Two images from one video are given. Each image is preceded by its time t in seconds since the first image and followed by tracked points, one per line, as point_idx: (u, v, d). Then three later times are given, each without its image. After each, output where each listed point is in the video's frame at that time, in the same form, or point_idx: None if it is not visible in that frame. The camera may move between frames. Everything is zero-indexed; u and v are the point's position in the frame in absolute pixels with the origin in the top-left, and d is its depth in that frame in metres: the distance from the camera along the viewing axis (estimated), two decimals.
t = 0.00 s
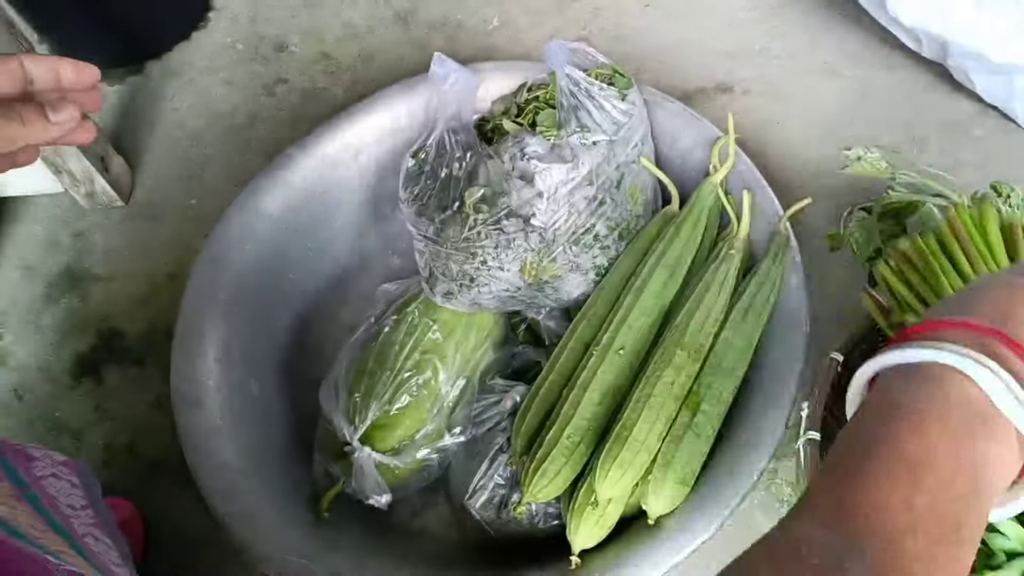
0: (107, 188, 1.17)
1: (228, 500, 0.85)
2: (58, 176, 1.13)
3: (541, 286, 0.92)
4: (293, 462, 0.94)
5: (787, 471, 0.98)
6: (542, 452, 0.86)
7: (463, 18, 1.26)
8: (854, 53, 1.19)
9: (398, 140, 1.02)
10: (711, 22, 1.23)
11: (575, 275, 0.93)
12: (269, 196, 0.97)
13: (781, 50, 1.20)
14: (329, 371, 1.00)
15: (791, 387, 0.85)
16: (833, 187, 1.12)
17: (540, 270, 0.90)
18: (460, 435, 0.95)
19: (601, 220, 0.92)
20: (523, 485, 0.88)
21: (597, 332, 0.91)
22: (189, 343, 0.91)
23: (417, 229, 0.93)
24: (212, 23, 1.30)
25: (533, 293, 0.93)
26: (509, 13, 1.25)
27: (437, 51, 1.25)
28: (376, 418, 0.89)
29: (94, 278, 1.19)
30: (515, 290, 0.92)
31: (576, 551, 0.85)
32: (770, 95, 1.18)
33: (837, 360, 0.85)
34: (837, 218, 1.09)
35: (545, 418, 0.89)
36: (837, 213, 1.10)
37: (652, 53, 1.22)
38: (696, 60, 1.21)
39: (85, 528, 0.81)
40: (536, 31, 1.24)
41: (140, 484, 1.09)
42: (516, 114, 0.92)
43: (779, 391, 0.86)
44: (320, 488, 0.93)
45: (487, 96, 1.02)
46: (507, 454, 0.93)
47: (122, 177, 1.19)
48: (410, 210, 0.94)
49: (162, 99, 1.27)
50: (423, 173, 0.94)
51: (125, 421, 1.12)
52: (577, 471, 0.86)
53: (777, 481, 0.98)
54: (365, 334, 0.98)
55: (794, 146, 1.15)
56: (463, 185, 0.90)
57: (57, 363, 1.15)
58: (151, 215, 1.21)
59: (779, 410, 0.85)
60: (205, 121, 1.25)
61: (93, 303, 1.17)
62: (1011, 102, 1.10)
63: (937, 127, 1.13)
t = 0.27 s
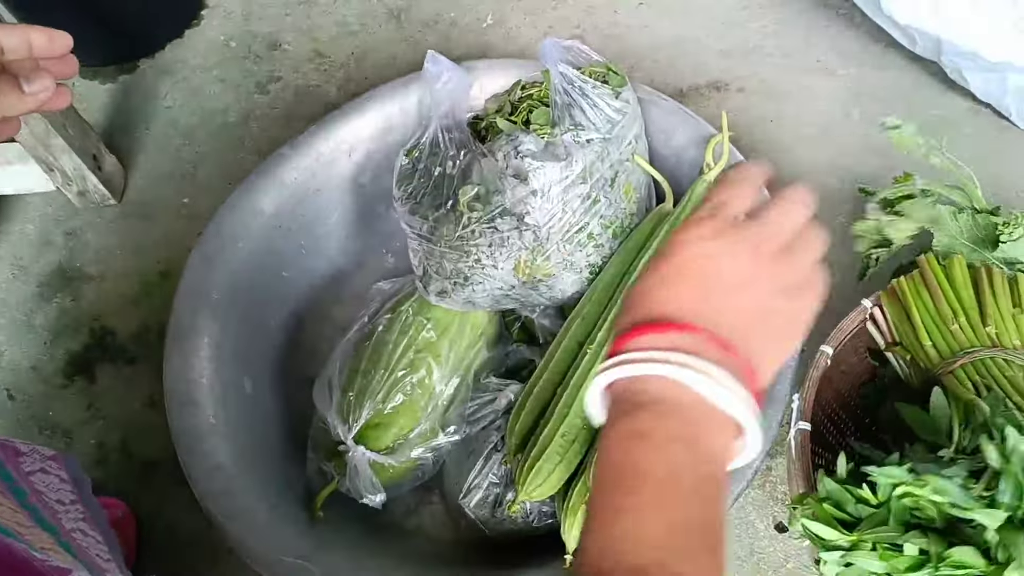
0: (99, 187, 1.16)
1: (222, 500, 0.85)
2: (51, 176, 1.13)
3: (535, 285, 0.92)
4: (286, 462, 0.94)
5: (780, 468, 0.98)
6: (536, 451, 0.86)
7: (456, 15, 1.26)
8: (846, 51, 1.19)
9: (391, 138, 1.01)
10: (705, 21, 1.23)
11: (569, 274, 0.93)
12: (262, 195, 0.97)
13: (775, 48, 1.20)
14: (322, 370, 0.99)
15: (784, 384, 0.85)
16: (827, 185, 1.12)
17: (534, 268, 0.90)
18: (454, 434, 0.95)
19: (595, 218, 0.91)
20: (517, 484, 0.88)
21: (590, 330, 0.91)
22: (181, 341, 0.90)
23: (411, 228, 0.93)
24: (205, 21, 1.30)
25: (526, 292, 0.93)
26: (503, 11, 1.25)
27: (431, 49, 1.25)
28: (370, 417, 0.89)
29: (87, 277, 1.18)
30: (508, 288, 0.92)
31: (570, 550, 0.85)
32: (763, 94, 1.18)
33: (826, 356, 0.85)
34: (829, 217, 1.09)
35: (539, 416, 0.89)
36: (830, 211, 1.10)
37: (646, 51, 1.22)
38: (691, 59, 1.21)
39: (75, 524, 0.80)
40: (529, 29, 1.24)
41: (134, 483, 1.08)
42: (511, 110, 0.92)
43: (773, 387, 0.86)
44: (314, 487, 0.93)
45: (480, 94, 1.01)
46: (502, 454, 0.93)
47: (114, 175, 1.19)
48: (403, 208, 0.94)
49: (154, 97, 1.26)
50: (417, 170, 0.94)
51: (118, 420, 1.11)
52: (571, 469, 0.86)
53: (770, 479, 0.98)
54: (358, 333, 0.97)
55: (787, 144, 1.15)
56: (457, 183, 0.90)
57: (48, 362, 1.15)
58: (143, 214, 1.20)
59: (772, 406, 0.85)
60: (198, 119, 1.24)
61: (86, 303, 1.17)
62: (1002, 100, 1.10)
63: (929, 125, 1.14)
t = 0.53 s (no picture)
0: (94, 187, 1.16)
1: (218, 502, 0.84)
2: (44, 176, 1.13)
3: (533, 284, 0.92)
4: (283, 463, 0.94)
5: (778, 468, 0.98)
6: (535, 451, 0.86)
7: (453, 15, 1.26)
8: (844, 50, 1.19)
9: (388, 137, 1.01)
10: (703, 20, 1.23)
11: (567, 273, 0.93)
12: (259, 196, 0.96)
13: (773, 47, 1.20)
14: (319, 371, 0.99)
15: (784, 384, 0.85)
16: (824, 185, 1.12)
17: (532, 267, 0.90)
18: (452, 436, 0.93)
19: (593, 217, 0.91)
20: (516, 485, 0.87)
21: (588, 330, 0.90)
22: (177, 341, 0.90)
23: (409, 227, 0.93)
24: (201, 21, 1.30)
25: (524, 291, 0.93)
26: (501, 11, 1.25)
27: (428, 49, 1.24)
28: (368, 417, 0.88)
29: (82, 278, 1.18)
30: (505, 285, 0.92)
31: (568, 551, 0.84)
32: (761, 93, 1.17)
33: (828, 365, 0.85)
34: (827, 216, 1.09)
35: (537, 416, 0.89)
36: (828, 211, 1.10)
37: (643, 51, 1.21)
38: (688, 58, 1.21)
39: (56, 532, 0.80)
40: (527, 28, 1.24)
41: (129, 484, 1.08)
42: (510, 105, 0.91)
43: (772, 387, 0.85)
44: (311, 489, 0.93)
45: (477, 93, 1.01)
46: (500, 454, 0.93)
47: (109, 175, 1.19)
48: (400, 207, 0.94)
49: (150, 97, 1.26)
50: (415, 170, 0.94)
51: (112, 421, 1.11)
52: (569, 470, 0.86)
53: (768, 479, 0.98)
54: (356, 333, 0.97)
55: (784, 143, 1.14)
56: (454, 183, 0.89)
57: (43, 363, 1.14)
58: (139, 214, 1.20)
59: (771, 407, 0.85)
60: (194, 119, 1.24)
61: (81, 303, 1.16)
62: (1000, 100, 1.10)
63: (926, 124, 1.13)
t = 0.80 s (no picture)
0: (80, 176, 1.14)
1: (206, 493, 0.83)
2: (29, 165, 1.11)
3: (525, 272, 0.92)
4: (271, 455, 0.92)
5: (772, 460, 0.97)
6: (526, 442, 0.84)
7: (445, 4, 1.24)
8: (839, 40, 1.18)
9: (378, 126, 1.00)
10: (697, 10, 1.22)
11: (560, 264, 0.92)
12: (248, 186, 0.95)
13: (768, 38, 1.19)
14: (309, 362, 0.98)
15: (779, 374, 0.84)
16: (819, 176, 1.11)
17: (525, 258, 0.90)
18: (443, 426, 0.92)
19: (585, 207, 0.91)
20: (507, 476, 0.86)
21: (580, 320, 0.89)
22: (165, 330, 0.88)
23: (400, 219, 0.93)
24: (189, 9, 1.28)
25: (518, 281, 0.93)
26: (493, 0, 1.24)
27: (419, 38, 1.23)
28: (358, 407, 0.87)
29: (67, 268, 1.16)
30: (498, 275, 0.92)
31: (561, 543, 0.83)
32: (756, 83, 1.16)
33: (823, 351, 0.84)
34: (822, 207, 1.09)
35: (529, 407, 0.87)
36: (822, 202, 1.10)
37: (637, 41, 1.20)
38: (682, 49, 1.19)
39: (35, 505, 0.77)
40: (520, 18, 1.23)
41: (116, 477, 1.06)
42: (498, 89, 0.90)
43: (767, 377, 0.84)
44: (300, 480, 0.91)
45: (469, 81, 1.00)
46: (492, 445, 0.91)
47: (96, 165, 1.17)
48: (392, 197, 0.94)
49: (138, 86, 1.24)
50: (400, 159, 0.94)
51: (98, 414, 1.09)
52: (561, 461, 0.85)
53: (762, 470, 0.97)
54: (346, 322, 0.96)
55: (779, 134, 1.14)
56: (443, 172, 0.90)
57: (28, 355, 1.12)
58: (125, 204, 1.18)
59: (766, 397, 0.84)
60: (182, 108, 1.22)
61: (67, 294, 1.15)
62: (995, 90, 1.09)
63: (921, 115, 1.13)
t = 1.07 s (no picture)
0: (75, 169, 1.14)
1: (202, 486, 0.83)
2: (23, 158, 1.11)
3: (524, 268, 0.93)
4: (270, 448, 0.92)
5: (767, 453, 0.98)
6: (524, 435, 0.85)
7: None
8: (835, 35, 1.18)
9: (375, 119, 1.00)
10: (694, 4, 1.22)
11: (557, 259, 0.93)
12: (245, 178, 0.95)
13: (764, 33, 1.19)
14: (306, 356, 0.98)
15: (775, 367, 0.84)
16: (814, 170, 1.11)
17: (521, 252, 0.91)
18: (440, 418, 0.94)
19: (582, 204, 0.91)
20: (504, 468, 0.86)
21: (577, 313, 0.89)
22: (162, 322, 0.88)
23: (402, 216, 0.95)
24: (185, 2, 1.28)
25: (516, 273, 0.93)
26: None
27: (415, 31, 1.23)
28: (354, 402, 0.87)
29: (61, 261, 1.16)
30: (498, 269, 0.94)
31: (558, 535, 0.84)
32: (752, 78, 1.17)
33: (819, 344, 0.85)
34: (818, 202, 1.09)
35: (526, 401, 0.88)
36: (818, 197, 1.10)
37: (634, 36, 1.20)
38: (679, 44, 1.20)
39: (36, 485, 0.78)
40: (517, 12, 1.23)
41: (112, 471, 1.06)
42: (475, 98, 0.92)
43: (763, 370, 0.85)
44: (296, 473, 0.92)
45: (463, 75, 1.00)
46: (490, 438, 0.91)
47: (91, 157, 1.17)
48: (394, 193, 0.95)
49: (134, 79, 1.24)
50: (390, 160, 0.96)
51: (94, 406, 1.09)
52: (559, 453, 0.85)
53: (756, 463, 0.98)
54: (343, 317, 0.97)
55: (774, 129, 1.14)
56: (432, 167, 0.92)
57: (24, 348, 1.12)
58: (120, 198, 1.18)
59: (762, 390, 0.84)
60: (177, 101, 1.22)
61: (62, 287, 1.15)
62: (989, 86, 1.10)
63: (916, 110, 1.13)
